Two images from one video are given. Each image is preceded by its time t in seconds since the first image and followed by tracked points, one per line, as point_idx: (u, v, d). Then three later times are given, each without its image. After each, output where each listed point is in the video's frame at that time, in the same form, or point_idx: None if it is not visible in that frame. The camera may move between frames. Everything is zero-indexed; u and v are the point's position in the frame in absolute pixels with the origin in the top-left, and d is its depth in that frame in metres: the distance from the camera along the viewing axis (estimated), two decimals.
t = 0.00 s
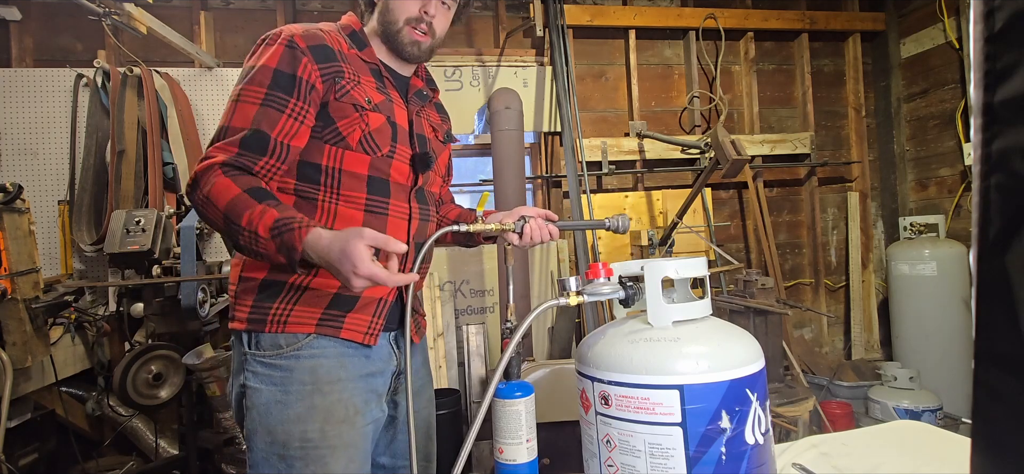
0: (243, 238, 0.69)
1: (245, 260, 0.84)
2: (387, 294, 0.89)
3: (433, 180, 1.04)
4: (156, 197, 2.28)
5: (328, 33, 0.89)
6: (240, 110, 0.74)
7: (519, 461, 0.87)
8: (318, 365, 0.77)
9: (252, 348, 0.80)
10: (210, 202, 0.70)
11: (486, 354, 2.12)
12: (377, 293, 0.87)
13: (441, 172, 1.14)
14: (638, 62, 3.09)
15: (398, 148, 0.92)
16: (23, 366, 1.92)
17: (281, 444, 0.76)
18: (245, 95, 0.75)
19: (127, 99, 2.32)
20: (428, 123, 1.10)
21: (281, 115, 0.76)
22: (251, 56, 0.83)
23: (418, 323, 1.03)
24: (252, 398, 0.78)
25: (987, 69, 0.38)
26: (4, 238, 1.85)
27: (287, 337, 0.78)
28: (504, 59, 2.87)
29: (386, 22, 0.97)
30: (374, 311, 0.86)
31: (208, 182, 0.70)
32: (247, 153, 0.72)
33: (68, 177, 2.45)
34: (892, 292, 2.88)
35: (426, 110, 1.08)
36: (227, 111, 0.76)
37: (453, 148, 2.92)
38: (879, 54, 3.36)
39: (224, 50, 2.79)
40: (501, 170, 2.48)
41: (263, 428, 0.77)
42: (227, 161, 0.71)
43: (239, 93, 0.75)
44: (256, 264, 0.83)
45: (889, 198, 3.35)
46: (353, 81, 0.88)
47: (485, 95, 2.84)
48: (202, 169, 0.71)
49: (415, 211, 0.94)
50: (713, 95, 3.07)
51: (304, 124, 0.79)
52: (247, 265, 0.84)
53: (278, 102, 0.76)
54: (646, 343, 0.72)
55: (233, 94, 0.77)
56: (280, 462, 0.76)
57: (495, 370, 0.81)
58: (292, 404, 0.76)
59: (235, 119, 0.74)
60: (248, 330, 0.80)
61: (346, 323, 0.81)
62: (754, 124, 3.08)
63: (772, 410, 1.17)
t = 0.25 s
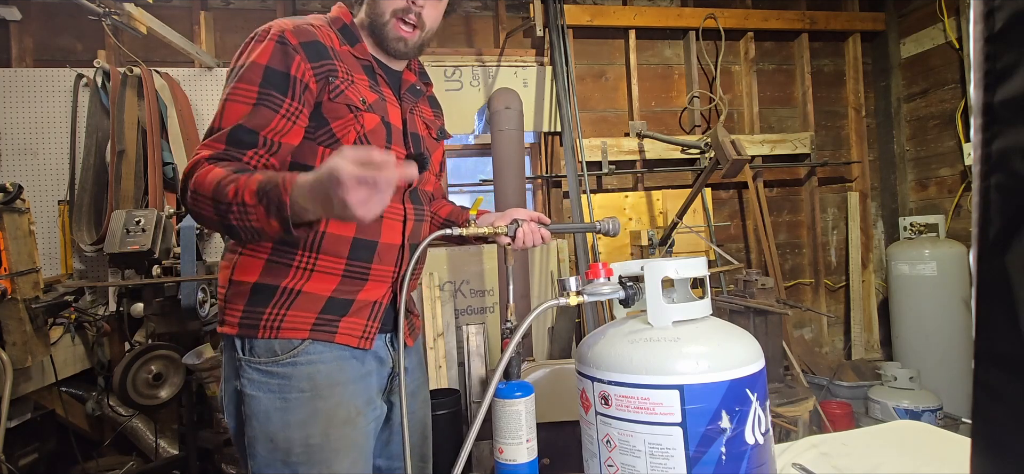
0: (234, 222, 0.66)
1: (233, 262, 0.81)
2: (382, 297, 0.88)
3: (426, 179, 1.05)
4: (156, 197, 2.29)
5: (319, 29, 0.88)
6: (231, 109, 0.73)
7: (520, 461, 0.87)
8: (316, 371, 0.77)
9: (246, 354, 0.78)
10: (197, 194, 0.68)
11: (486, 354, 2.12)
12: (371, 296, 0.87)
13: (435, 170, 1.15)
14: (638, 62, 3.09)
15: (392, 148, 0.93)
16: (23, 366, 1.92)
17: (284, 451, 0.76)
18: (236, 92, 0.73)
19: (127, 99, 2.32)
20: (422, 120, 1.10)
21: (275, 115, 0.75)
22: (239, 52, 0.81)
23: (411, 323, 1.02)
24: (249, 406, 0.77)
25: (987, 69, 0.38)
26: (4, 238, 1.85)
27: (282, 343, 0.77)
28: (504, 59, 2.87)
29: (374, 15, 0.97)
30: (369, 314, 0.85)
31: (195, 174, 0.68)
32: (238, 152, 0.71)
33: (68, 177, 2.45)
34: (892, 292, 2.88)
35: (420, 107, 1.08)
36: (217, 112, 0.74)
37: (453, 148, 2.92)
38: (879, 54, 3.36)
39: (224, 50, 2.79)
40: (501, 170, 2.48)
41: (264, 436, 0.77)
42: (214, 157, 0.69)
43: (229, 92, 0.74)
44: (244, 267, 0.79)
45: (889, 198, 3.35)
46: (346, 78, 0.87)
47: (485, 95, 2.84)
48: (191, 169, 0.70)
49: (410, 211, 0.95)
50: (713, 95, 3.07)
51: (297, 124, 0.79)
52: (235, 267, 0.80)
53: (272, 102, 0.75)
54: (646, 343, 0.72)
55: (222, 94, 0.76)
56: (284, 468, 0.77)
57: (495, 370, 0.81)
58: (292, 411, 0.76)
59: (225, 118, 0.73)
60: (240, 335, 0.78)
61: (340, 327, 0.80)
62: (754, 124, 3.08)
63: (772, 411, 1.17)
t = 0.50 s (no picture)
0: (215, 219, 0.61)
1: (217, 267, 0.79)
2: (375, 298, 0.89)
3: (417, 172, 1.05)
4: (156, 197, 2.29)
5: (297, 20, 0.86)
6: (218, 102, 0.69)
7: (520, 460, 0.87)
8: (307, 378, 0.76)
9: (235, 363, 0.77)
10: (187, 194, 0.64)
11: (486, 354, 2.12)
12: (364, 298, 0.87)
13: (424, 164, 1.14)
14: (638, 62, 3.09)
15: (382, 143, 0.92)
16: (23, 366, 1.92)
17: (275, 461, 0.75)
18: (223, 83, 0.70)
19: (127, 99, 2.32)
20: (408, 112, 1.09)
21: (269, 107, 0.73)
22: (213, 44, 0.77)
23: (405, 324, 1.02)
24: (240, 417, 0.76)
25: (987, 69, 0.38)
26: (4, 238, 1.85)
27: (272, 350, 0.76)
28: (504, 59, 2.87)
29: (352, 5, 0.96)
30: (362, 317, 0.86)
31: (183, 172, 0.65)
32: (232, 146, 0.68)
33: (68, 177, 2.45)
34: (892, 292, 2.88)
35: (404, 98, 1.07)
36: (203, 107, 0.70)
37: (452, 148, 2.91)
38: (879, 54, 3.36)
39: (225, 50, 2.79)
40: (502, 170, 2.48)
41: (254, 447, 0.75)
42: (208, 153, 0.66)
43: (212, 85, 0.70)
44: (229, 272, 0.78)
45: (889, 198, 3.35)
46: (330, 72, 0.86)
47: (485, 95, 2.84)
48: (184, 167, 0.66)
49: (400, 209, 0.94)
50: (713, 95, 3.07)
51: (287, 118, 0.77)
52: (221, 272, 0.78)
53: (263, 93, 0.72)
54: (646, 343, 0.72)
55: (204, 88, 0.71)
56: None
57: (495, 370, 0.81)
58: (283, 419, 0.75)
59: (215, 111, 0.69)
60: (230, 344, 0.77)
61: (333, 332, 0.81)
62: (754, 124, 3.08)
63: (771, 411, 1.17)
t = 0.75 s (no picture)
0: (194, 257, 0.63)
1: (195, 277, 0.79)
2: (365, 301, 0.89)
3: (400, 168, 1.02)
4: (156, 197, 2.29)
5: (262, 9, 0.82)
6: (173, 115, 0.69)
7: (520, 460, 0.87)
8: (297, 388, 0.76)
9: (218, 374, 0.76)
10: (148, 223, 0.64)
11: (486, 354, 2.12)
12: (353, 302, 0.86)
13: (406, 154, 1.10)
14: (638, 62, 3.09)
15: (364, 137, 0.88)
16: (23, 366, 1.92)
17: None
18: (176, 95, 0.69)
19: (127, 100, 2.32)
20: (389, 100, 1.04)
21: (227, 118, 0.71)
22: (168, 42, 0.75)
23: (395, 326, 1.01)
24: (224, 431, 0.75)
25: (988, 69, 0.38)
26: (4, 238, 1.85)
27: (259, 361, 0.75)
28: (504, 59, 2.87)
29: None
30: (353, 321, 0.86)
31: (145, 201, 0.64)
32: (188, 165, 0.68)
33: (68, 177, 2.45)
34: (892, 292, 2.88)
35: (384, 85, 1.02)
36: (155, 120, 0.70)
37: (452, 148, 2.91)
38: (879, 54, 3.36)
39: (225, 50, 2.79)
40: (501, 170, 2.48)
41: (242, 460, 0.75)
42: (163, 177, 0.65)
43: (165, 94, 0.69)
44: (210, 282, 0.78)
45: (889, 198, 3.35)
46: (303, 64, 0.82)
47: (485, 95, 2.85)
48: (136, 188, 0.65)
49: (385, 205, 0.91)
50: (713, 95, 3.07)
51: (253, 124, 0.75)
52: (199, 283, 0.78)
53: (220, 102, 0.71)
54: (646, 343, 0.72)
55: (155, 95, 0.71)
56: None
57: (496, 370, 0.81)
58: (272, 432, 0.74)
59: (171, 129, 0.69)
60: (211, 355, 0.76)
61: (324, 339, 0.81)
62: (754, 124, 3.08)
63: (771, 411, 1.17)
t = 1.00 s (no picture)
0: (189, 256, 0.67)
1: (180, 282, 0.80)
2: (353, 305, 0.88)
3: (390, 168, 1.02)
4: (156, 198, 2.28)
5: (242, 4, 0.82)
6: (144, 113, 0.69)
7: (520, 460, 0.87)
8: (282, 395, 0.76)
9: (204, 379, 0.77)
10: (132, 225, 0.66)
11: (486, 354, 2.12)
12: (341, 307, 0.86)
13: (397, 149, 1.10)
14: (638, 62, 3.09)
15: (350, 137, 0.88)
16: (23, 366, 1.92)
17: None
18: (148, 91, 0.69)
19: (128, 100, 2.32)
20: (377, 95, 1.03)
21: (205, 118, 0.71)
22: (140, 36, 0.75)
23: (389, 327, 1.01)
24: (210, 437, 0.76)
25: (988, 69, 0.40)
26: (4, 238, 1.85)
27: (245, 367, 0.76)
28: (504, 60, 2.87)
29: None
30: (342, 326, 0.85)
31: (129, 201, 0.65)
32: (166, 168, 0.69)
33: (68, 177, 2.45)
34: (892, 292, 2.88)
35: (372, 79, 1.01)
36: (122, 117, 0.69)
37: (451, 148, 2.89)
38: (879, 54, 3.36)
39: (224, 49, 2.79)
40: (501, 170, 2.48)
41: (229, 466, 0.75)
42: (142, 178, 0.67)
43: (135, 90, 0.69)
44: (195, 287, 0.78)
45: (889, 198, 3.35)
46: (283, 61, 0.81)
47: (485, 95, 2.85)
48: (109, 191, 0.66)
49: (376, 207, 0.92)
50: (713, 95, 3.07)
51: (234, 126, 0.75)
52: (184, 288, 0.79)
53: (195, 101, 0.71)
54: (646, 343, 0.72)
55: (125, 91, 0.71)
56: None
57: (495, 370, 0.81)
58: (258, 439, 0.74)
59: (142, 129, 0.69)
60: (197, 361, 0.77)
61: (312, 345, 0.80)
62: (755, 124, 3.08)
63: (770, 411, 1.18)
